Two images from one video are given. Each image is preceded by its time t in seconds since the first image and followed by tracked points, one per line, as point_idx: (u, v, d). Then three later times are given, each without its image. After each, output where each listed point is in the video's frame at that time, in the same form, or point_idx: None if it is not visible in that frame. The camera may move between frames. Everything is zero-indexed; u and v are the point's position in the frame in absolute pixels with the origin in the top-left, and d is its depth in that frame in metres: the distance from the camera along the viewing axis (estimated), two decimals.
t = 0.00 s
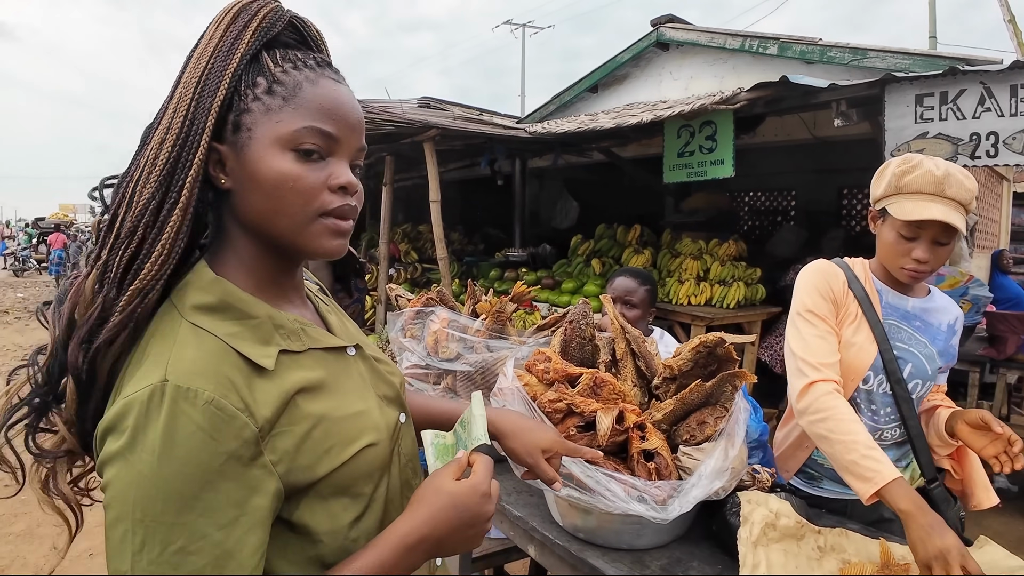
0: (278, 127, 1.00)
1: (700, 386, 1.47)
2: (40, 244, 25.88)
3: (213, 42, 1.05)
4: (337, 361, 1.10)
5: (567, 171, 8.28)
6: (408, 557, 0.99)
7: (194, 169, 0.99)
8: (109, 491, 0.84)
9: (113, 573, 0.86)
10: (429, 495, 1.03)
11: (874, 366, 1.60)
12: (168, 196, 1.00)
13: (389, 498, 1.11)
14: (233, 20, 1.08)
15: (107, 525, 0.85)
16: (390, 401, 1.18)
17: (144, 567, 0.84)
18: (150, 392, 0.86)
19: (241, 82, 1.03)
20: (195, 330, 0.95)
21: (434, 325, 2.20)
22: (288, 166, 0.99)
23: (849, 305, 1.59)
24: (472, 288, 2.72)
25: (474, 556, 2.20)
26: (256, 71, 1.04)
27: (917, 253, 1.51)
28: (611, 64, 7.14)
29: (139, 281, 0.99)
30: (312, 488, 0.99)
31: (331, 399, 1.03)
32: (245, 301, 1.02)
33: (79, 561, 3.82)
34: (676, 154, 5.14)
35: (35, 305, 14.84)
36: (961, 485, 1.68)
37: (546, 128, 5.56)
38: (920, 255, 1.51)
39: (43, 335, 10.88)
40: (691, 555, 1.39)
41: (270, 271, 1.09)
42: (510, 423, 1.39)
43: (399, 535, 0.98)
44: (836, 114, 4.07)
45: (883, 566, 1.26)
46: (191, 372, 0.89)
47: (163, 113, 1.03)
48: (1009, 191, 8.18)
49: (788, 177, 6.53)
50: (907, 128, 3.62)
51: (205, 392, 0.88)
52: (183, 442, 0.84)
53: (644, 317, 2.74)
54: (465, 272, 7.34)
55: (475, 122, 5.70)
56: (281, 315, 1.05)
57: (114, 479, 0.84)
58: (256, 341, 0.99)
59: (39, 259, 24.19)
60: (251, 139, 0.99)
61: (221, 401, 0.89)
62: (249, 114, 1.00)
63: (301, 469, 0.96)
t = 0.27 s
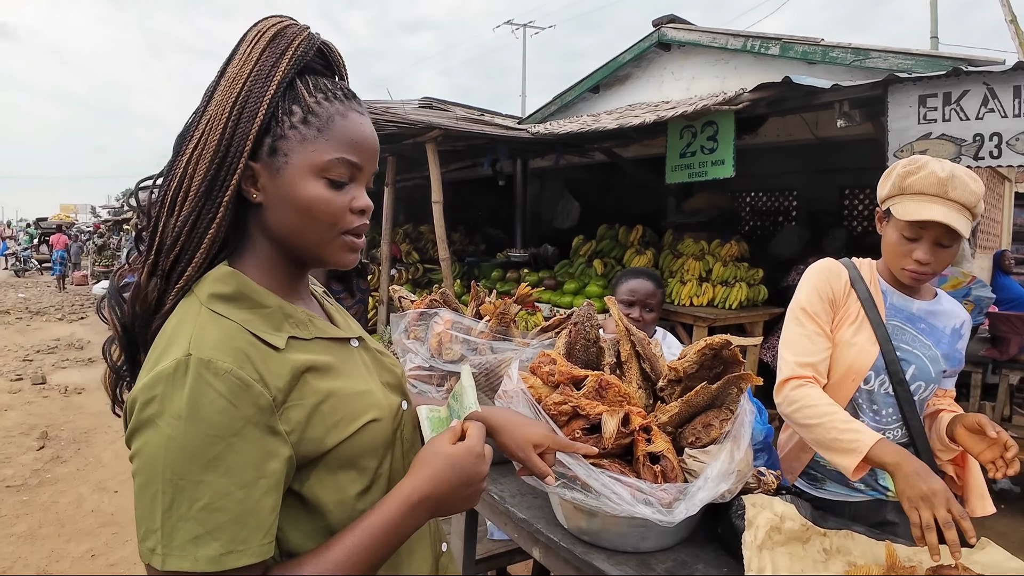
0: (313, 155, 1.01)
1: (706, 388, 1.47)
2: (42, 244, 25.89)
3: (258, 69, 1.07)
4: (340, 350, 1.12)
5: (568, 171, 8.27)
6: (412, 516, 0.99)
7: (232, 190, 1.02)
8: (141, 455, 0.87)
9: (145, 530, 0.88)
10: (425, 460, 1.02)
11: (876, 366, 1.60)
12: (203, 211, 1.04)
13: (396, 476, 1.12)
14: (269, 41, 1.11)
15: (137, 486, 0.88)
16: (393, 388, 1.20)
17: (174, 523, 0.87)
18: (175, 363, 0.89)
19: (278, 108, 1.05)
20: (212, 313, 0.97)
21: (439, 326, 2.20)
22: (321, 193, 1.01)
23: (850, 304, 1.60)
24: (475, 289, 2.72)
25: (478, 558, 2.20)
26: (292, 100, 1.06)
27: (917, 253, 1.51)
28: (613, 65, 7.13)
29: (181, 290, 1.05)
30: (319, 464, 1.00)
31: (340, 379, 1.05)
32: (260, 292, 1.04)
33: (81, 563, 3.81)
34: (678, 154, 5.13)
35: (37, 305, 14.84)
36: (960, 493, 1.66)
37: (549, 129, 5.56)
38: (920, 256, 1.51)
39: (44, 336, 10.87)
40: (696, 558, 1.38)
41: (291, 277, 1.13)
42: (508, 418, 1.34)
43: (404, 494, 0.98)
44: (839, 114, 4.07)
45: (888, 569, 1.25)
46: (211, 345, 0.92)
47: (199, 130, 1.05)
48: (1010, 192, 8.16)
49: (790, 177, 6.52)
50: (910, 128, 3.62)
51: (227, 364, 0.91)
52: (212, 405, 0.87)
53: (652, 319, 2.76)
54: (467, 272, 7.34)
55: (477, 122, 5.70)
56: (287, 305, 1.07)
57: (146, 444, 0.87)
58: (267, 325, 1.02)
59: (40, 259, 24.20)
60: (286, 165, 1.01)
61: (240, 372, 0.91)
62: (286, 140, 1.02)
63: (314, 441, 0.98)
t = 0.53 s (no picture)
0: (358, 170, 1.05)
1: (707, 389, 1.46)
2: (42, 244, 25.91)
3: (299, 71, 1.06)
4: (348, 355, 1.11)
5: (569, 171, 8.27)
6: (394, 529, 0.99)
7: (270, 193, 1.02)
8: (134, 446, 0.89)
9: (133, 516, 0.90)
10: (416, 473, 1.01)
11: (857, 364, 1.62)
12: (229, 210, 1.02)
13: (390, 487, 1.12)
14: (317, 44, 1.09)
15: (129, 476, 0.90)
16: (397, 398, 1.18)
17: (161, 514, 0.88)
18: (174, 362, 0.90)
19: (324, 120, 1.06)
20: (222, 315, 0.97)
21: (439, 326, 2.20)
22: (364, 208, 1.05)
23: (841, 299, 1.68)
24: (476, 289, 2.72)
25: (478, 559, 2.20)
26: (338, 111, 1.08)
27: (898, 250, 1.53)
28: (613, 65, 7.12)
29: (202, 283, 1.04)
30: (311, 468, 1.00)
31: (344, 386, 1.05)
32: (270, 295, 1.03)
33: (81, 564, 3.80)
34: (679, 155, 5.13)
35: (38, 306, 14.85)
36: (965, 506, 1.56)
37: (549, 129, 5.56)
38: (900, 253, 1.52)
39: (44, 336, 10.86)
40: (698, 559, 1.38)
41: (311, 276, 1.14)
42: (527, 426, 1.36)
43: (389, 507, 0.98)
44: (840, 115, 4.06)
45: (890, 570, 1.25)
46: (212, 348, 0.92)
47: (232, 127, 1.03)
48: (1011, 192, 8.14)
49: (790, 177, 6.51)
50: (911, 129, 3.61)
51: (224, 369, 0.91)
52: (205, 407, 0.88)
53: (656, 320, 2.76)
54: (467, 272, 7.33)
55: (477, 123, 5.69)
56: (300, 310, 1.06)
57: (139, 436, 0.89)
58: (275, 330, 1.01)
59: (41, 260, 24.20)
60: (331, 177, 1.03)
61: (234, 375, 0.91)
62: (332, 153, 1.04)
63: (307, 447, 0.98)
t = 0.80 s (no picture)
0: (413, 175, 1.06)
1: (705, 387, 1.46)
2: (41, 244, 25.90)
3: (354, 62, 1.03)
4: (375, 377, 1.09)
5: (568, 171, 8.26)
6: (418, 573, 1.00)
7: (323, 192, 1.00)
8: (143, 479, 0.86)
9: (136, 552, 0.87)
10: (444, 515, 1.05)
11: (832, 372, 1.52)
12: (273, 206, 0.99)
13: (405, 524, 1.11)
14: (370, 35, 1.06)
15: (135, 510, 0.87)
16: (421, 420, 1.16)
17: (166, 556, 0.85)
18: (189, 390, 0.87)
19: (378, 119, 1.04)
20: (244, 335, 0.95)
21: (436, 325, 2.20)
22: (417, 215, 1.06)
23: (821, 302, 1.57)
24: (473, 288, 2.71)
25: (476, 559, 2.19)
26: (392, 108, 1.07)
27: (869, 252, 1.43)
28: (612, 64, 7.12)
29: (234, 284, 1.00)
30: (324, 503, 0.99)
31: (366, 414, 1.04)
32: (296, 313, 1.01)
33: (80, 563, 3.80)
34: (678, 154, 5.12)
35: (38, 305, 14.86)
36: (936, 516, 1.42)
37: (548, 128, 5.55)
38: (870, 257, 1.42)
39: (44, 336, 10.86)
40: (695, 558, 1.37)
41: (335, 282, 1.12)
42: (552, 428, 1.38)
43: (414, 549, 1.00)
44: (839, 113, 4.05)
45: (889, 569, 1.24)
46: (234, 377, 0.90)
47: (280, 119, 1.00)
48: (1010, 192, 8.13)
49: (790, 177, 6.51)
50: (910, 127, 3.61)
51: (245, 401, 0.89)
52: (224, 443, 0.86)
53: (654, 318, 2.76)
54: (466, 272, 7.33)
55: (476, 122, 5.68)
56: (326, 329, 1.05)
57: (148, 468, 0.86)
58: (300, 352, 1.00)
59: (41, 260, 24.21)
60: (384, 182, 1.03)
61: (257, 409, 0.89)
62: (386, 156, 1.03)
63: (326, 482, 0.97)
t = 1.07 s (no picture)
0: (466, 176, 1.03)
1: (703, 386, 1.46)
2: (41, 244, 25.92)
3: (407, 47, 0.98)
4: (411, 396, 1.07)
5: (568, 171, 8.26)
6: None
7: (372, 192, 0.94)
8: (159, 521, 0.79)
9: None
10: (487, 554, 0.97)
11: (819, 394, 1.50)
12: (315, 203, 0.93)
13: (437, 558, 1.06)
14: (423, 16, 1.01)
15: (149, 554, 0.80)
16: (454, 439, 1.15)
17: None
18: (215, 421, 0.81)
19: (433, 111, 1.00)
20: (273, 356, 0.89)
21: (435, 325, 2.20)
22: (468, 219, 1.03)
23: (804, 322, 1.55)
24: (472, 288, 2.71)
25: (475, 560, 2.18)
26: (449, 100, 1.03)
27: (839, 275, 1.37)
28: (612, 64, 7.11)
29: (261, 297, 0.95)
30: (358, 539, 0.92)
31: (403, 440, 0.99)
32: (332, 331, 0.96)
33: (79, 563, 3.80)
34: (677, 154, 5.12)
35: (37, 305, 14.88)
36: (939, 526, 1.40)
37: (548, 128, 5.55)
38: (841, 280, 1.37)
39: (44, 336, 10.88)
40: (694, 558, 1.36)
41: (363, 298, 1.07)
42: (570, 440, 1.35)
43: None
44: (839, 113, 4.05)
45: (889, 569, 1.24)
46: (267, 407, 0.84)
47: (322, 112, 0.94)
48: (1010, 191, 8.14)
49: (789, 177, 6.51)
50: (910, 127, 3.61)
51: (278, 434, 0.83)
52: (253, 482, 0.80)
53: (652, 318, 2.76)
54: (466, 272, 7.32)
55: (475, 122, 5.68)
56: (361, 349, 1.00)
57: (164, 509, 0.79)
58: (336, 374, 0.95)
59: (41, 261, 24.23)
60: (436, 183, 0.99)
61: (293, 443, 0.83)
62: (439, 154, 1.00)
63: (362, 517, 0.91)
